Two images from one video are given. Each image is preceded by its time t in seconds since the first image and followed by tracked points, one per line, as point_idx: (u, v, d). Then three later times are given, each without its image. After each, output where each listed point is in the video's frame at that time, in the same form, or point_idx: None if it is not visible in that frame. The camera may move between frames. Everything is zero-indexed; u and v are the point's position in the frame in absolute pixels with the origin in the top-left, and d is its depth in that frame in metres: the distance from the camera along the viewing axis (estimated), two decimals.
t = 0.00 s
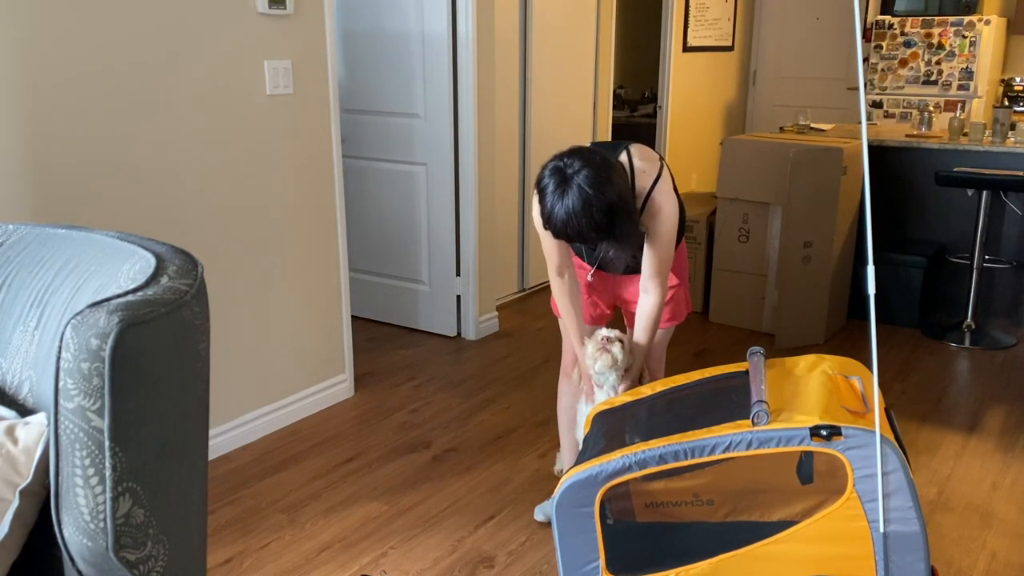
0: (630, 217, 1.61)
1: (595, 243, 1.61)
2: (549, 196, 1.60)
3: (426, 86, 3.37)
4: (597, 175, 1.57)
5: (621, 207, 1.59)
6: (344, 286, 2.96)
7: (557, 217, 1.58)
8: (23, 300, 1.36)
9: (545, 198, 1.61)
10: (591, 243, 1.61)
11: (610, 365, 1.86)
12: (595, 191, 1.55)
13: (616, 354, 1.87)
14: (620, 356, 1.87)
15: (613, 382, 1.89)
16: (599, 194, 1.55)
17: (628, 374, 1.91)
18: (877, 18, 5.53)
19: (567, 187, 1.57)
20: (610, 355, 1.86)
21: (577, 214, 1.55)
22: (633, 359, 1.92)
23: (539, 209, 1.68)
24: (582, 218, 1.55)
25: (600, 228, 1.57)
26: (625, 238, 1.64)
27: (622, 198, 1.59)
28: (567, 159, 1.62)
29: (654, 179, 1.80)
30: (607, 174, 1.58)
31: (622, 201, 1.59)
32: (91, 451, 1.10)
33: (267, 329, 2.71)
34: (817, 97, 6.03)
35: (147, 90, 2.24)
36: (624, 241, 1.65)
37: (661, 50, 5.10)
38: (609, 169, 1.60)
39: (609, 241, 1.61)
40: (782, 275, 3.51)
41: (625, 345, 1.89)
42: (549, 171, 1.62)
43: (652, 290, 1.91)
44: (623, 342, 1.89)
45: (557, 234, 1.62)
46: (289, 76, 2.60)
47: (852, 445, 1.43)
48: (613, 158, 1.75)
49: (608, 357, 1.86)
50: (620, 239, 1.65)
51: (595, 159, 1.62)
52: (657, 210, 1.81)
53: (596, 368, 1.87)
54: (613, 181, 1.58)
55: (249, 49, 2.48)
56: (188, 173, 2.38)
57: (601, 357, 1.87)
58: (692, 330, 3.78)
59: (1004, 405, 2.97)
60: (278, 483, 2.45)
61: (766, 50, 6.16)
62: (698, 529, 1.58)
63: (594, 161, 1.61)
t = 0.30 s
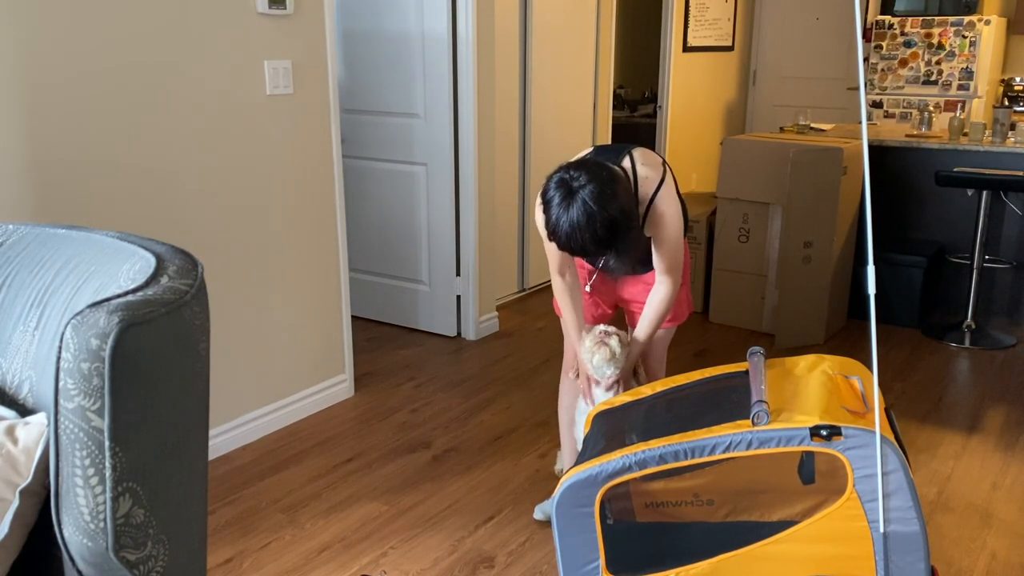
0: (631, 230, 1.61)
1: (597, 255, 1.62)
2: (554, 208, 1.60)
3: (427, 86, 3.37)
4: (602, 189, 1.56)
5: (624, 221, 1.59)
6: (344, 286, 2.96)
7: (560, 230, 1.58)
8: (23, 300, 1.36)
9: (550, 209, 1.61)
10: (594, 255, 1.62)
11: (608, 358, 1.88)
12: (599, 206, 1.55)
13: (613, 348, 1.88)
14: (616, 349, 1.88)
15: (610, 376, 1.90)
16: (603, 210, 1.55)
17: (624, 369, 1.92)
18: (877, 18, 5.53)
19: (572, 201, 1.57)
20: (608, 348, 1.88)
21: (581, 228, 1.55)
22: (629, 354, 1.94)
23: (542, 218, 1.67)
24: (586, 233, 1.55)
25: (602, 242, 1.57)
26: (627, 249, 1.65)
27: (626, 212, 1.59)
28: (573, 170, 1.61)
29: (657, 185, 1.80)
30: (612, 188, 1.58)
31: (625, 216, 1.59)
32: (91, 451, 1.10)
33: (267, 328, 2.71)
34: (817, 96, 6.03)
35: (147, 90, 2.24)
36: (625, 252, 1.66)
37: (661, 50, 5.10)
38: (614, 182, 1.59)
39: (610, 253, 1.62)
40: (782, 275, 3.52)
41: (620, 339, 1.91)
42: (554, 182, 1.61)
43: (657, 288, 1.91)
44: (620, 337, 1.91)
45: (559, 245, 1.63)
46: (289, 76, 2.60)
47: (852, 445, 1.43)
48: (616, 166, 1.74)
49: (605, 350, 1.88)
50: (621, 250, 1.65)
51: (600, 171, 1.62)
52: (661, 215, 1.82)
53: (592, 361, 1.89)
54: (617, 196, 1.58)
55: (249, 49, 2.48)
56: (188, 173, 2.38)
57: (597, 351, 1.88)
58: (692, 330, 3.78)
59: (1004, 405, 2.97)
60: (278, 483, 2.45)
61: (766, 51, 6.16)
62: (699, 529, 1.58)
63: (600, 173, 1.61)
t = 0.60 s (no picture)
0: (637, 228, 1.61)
1: (604, 254, 1.61)
2: (559, 206, 1.60)
3: (427, 86, 3.37)
4: (607, 186, 1.56)
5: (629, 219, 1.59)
6: (344, 286, 2.96)
7: (566, 227, 1.58)
8: (23, 300, 1.36)
9: (555, 208, 1.61)
10: (601, 253, 1.61)
11: (608, 355, 1.88)
12: (605, 202, 1.55)
13: (612, 343, 1.89)
14: (616, 346, 1.89)
15: (613, 374, 1.89)
16: (609, 206, 1.55)
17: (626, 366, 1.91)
18: (877, 18, 5.53)
19: (577, 198, 1.57)
20: (608, 345, 1.88)
21: (587, 225, 1.55)
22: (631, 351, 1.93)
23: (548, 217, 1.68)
24: (591, 230, 1.55)
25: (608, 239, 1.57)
26: (632, 247, 1.64)
27: (631, 210, 1.59)
28: (578, 169, 1.62)
29: (662, 183, 1.80)
30: (617, 185, 1.58)
31: (631, 214, 1.59)
32: (91, 451, 1.09)
33: (267, 329, 2.71)
34: (817, 96, 6.03)
35: (147, 90, 2.25)
36: (631, 251, 1.66)
37: (661, 50, 5.10)
38: (620, 180, 1.59)
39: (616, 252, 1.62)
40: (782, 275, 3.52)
41: (620, 336, 1.91)
42: (559, 181, 1.62)
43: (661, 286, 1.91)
44: (619, 334, 1.92)
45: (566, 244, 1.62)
46: (289, 76, 2.60)
47: (852, 445, 1.43)
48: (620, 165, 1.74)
49: (605, 347, 1.88)
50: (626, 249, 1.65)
51: (605, 169, 1.62)
52: (666, 213, 1.81)
53: (593, 358, 1.89)
54: (623, 193, 1.58)
55: (249, 49, 2.48)
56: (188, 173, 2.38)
57: (598, 349, 1.89)
58: (692, 330, 3.78)
59: (1004, 405, 2.97)
60: (278, 483, 2.45)
61: (766, 51, 6.16)
62: (698, 529, 1.58)
63: (604, 171, 1.61)
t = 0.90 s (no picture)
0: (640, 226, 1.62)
1: (608, 252, 1.62)
2: (563, 205, 1.60)
3: (426, 86, 3.37)
4: (610, 184, 1.56)
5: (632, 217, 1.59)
6: (344, 286, 2.96)
7: (569, 226, 1.58)
8: (23, 300, 1.36)
9: (559, 207, 1.61)
10: (605, 251, 1.62)
11: (610, 357, 1.89)
12: (609, 201, 1.55)
13: (613, 344, 1.90)
14: (617, 346, 1.90)
15: (615, 375, 1.90)
16: (613, 205, 1.55)
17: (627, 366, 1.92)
18: (877, 18, 5.53)
19: (581, 196, 1.57)
20: (609, 347, 1.89)
21: (591, 224, 1.55)
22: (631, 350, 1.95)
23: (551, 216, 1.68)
24: (596, 228, 1.55)
25: (611, 236, 1.57)
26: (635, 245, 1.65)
27: (634, 207, 1.59)
28: (581, 167, 1.62)
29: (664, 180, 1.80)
30: (620, 183, 1.58)
31: (635, 211, 1.59)
32: (91, 451, 1.09)
33: (267, 329, 2.71)
34: (818, 96, 6.03)
35: (147, 90, 2.25)
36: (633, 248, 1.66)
37: (661, 50, 5.10)
38: (623, 178, 1.59)
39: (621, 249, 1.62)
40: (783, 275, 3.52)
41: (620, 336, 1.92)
42: (562, 180, 1.62)
43: (664, 283, 1.91)
44: (620, 336, 1.93)
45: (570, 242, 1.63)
46: (289, 76, 2.60)
47: (852, 445, 1.43)
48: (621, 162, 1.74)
49: (606, 349, 1.89)
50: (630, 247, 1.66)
51: (608, 167, 1.62)
52: (667, 212, 1.81)
53: (595, 361, 1.90)
54: (626, 191, 1.58)
55: (249, 49, 2.48)
56: (188, 173, 2.38)
57: (599, 351, 1.90)
58: (692, 330, 3.78)
59: (1004, 405, 2.97)
60: (278, 483, 2.45)
61: (766, 51, 6.16)
62: (698, 529, 1.58)
63: (607, 169, 1.61)
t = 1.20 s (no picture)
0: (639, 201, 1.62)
1: (605, 225, 1.62)
2: (562, 176, 1.60)
3: (426, 86, 3.37)
4: (612, 155, 1.57)
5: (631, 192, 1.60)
6: (344, 286, 2.96)
7: (568, 197, 1.59)
8: (23, 300, 1.36)
9: (558, 178, 1.62)
10: (602, 224, 1.62)
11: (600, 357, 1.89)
12: (609, 172, 1.55)
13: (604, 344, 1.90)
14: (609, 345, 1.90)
15: (606, 374, 1.92)
16: (613, 176, 1.55)
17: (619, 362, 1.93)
18: (877, 18, 5.53)
19: (581, 167, 1.58)
20: (599, 347, 1.89)
21: (591, 195, 1.56)
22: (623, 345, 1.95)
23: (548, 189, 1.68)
24: (596, 199, 1.56)
25: (610, 209, 1.58)
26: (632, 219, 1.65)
27: (634, 181, 1.60)
28: (582, 138, 1.63)
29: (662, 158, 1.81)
30: (621, 156, 1.59)
31: (634, 185, 1.60)
32: (91, 451, 1.09)
33: (267, 329, 2.71)
34: (818, 96, 6.03)
35: (147, 90, 2.25)
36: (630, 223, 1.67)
37: (661, 50, 5.10)
38: (623, 150, 1.60)
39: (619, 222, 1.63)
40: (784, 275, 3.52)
41: (611, 334, 1.92)
42: (563, 150, 1.62)
43: (665, 264, 1.91)
44: (611, 335, 1.92)
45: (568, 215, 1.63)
46: (289, 76, 2.60)
47: (851, 445, 1.43)
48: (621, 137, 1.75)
49: (596, 349, 1.89)
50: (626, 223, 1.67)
51: (608, 139, 1.63)
52: (665, 193, 1.80)
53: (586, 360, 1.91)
54: (626, 163, 1.59)
55: (249, 49, 2.48)
56: (188, 173, 2.38)
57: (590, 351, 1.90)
58: (691, 330, 3.78)
59: (1004, 405, 2.97)
60: (278, 483, 2.45)
61: (766, 51, 6.16)
62: (698, 528, 1.59)
63: (608, 141, 1.62)
